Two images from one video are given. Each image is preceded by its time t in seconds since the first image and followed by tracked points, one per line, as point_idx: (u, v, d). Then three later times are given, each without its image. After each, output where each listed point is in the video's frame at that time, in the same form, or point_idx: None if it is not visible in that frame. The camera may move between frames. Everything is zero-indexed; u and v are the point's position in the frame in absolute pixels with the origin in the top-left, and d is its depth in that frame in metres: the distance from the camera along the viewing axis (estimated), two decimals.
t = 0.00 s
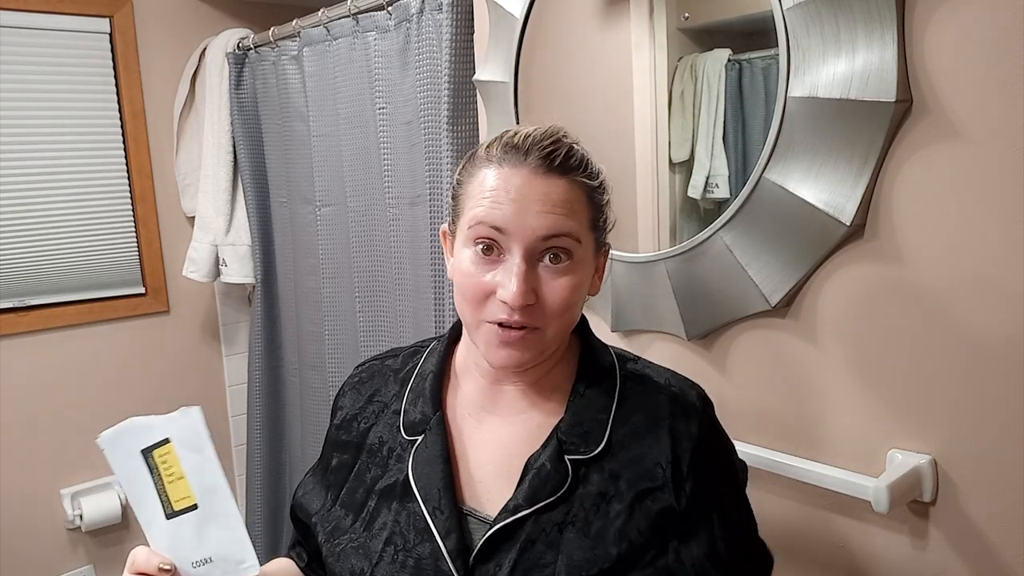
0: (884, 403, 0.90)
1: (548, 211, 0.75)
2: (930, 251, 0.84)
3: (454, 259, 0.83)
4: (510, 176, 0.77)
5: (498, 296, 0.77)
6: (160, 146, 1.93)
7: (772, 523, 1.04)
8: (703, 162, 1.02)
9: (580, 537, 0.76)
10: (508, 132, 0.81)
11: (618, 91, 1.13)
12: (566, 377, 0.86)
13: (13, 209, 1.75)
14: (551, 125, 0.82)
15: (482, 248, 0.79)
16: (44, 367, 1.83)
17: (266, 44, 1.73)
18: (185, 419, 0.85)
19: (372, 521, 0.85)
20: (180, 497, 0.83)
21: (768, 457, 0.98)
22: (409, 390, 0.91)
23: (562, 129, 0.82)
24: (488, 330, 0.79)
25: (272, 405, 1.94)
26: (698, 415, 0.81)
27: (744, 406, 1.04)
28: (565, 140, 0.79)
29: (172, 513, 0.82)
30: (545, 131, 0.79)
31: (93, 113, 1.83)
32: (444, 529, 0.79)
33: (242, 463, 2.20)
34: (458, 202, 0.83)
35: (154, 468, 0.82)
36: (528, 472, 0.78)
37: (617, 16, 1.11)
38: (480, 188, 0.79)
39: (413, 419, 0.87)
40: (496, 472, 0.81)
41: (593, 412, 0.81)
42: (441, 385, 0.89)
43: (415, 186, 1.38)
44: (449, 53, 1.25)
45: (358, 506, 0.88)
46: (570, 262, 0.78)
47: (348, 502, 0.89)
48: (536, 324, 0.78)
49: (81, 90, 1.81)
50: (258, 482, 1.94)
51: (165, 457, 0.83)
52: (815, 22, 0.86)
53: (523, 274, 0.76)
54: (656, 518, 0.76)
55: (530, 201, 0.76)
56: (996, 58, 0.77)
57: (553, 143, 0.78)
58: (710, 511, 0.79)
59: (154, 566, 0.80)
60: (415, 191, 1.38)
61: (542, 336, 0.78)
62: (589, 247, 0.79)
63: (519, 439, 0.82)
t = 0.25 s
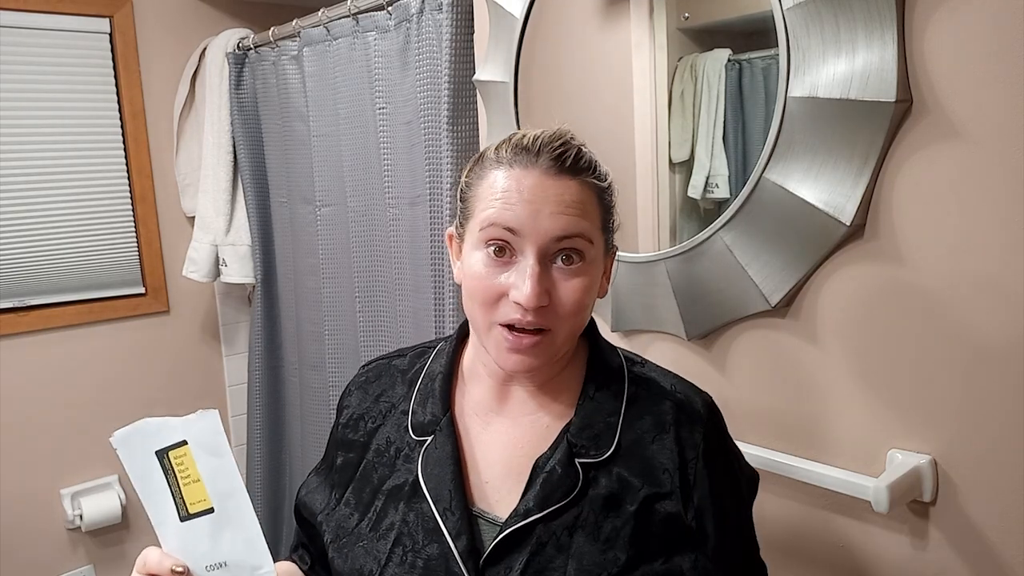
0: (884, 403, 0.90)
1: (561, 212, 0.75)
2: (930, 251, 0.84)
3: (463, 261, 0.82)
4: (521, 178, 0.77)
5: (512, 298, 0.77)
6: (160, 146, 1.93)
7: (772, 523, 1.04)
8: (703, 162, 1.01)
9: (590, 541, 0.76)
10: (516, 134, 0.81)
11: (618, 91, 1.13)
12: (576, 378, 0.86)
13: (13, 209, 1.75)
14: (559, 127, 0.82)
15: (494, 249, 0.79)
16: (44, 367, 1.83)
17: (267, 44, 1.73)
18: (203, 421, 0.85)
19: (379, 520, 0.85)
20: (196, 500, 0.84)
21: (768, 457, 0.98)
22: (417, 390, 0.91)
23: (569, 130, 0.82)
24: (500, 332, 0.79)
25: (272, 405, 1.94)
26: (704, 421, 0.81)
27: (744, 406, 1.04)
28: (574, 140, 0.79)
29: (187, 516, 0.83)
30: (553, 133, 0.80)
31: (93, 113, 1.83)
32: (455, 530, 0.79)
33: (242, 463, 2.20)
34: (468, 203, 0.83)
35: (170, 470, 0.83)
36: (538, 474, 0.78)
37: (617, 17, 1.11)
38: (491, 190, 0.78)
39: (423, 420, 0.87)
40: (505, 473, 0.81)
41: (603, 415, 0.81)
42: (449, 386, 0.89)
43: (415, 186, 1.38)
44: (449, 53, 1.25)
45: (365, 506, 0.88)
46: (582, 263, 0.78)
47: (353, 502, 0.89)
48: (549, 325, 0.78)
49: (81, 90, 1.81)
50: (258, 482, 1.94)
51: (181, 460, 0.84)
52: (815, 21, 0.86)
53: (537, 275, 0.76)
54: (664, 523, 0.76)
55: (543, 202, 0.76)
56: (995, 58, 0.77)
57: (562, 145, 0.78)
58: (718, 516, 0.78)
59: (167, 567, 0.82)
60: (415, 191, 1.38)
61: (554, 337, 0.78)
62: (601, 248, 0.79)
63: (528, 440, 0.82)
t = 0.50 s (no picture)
0: (884, 403, 0.90)
1: (561, 216, 0.75)
2: (930, 251, 0.84)
3: (464, 260, 0.83)
4: (522, 180, 0.77)
5: (509, 300, 0.77)
6: (160, 146, 1.93)
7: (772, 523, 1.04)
8: (703, 162, 1.02)
9: (586, 539, 0.76)
10: (520, 133, 0.81)
11: (618, 91, 1.13)
12: (574, 377, 0.86)
13: (13, 209, 1.75)
14: (563, 127, 0.81)
15: (493, 250, 0.79)
16: (44, 367, 1.83)
17: (267, 44, 1.73)
18: (198, 423, 0.83)
19: (378, 517, 0.86)
20: (192, 500, 0.83)
21: (768, 457, 0.98)
22: (417, 388, 0.91)
23: (573, 131, 0.81)
24: (498, 332, 0.79)
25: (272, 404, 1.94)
26: (704, 417, 0.81)
27: (744, 406, 1.04)
28: (578, 142, 0.79)
29: (184, 515, 0.83)
30: (557, 133, 0.79)
31: (93, 113, 1.83)
32: (452, 528, 0.79)
33: (242, 463, 2.20)
34: (470, 202, 0.83)
35: (166, 470, 0.82)
36: (534, 472, 0.78)
37: (617, 17, 1.11)
38: (493, 191, 0.78)
39: (422, 417, 0.87)
40: (503, 472, 0.81)
41: (600, 413, 0.81)
42: (449, 383, 0.89)
43: (415, 186, 1.38)
44: (449, 53, 1.25)
45: (364, 503, 0.88)
46: (581, 266, 0.78)
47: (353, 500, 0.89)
48: (546, 327, 0.78)
49: (81, 89, 1.81)
50: (258, 482, 1.94)
51: (178, 461, 0.82)
52: (815, 22, 0.86)
53: (534, 278, 0.76)
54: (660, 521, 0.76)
55: (543, 205, 0.75)
56: (995, 58, 0.77)
57: (566, 147, 0.78)
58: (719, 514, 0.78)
59: (165, 566, 0.82)
60: (415, 191, 1.38)
61: (552, 339, 0.78)
62: (600, 251, 0.79)
63: (524, 439, 0.82)
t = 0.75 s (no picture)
0: (884, 404, 0.90)
1: (532, 206, 0.76)
2: (930, 251, 0.84)
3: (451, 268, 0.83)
4: (487, 177, 0.77)
5: (496, 298, 0.77)
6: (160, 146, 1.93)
7: (771, 522, 1.04)
8: (703, 162, 1.01)
9: (591, 543, 0.76)
10: (484, 137, 0.82)
11: (618, 91, 1.13)
12: (581, 379, 0.86)
13: (13, 209, 1.75)
14: (527, 126, 0.82)
15: (475, 252, 0.80)
16: (44, 367, 1.83)
17: (267, 44, 1.73)
18: (198, 412, 0.78)
19: (381, 512, 0.86)
20: (191, 489, 0.79)
21: (768, 457, 0.98)
22: (423, 384, 0.91)
23: (539, 125, 0.82)
24: (492, 333, 0.79)
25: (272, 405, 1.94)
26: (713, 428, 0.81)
27: (744, 405, 1.04)
28: (541, 133, 0.80)
29: (184, 503, 0.79)
30: (520, 130, 0.80)
31: (93, 112, 1.83)
32: (455, 526, 0.79)
33: (243, 463, 2.20)
34: (448, 211, 0.84)
35: (166, 457, 0.78)
36: (542, 476, 0.78)
37: (617, 17, 1.11)
38: (464, 195, 0.79)
39: (428, 415, 0.87)
40: (508, 473, 0.81)
41: (609, 419, 0.81)
42: (455, 383, 0.89)
43: (414, 185, 1.37)
44: (448, 53, 1.25)
45: (368, 497, 0.88)
46: (563, 253, 0.77)
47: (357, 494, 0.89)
48: (538, 320, 0.77)
49: (81, 89, 1.81)
50: (258, 482, 1.94)
51: (178, 448, 0.78)
52: (815, 22, 0.86)
53: (516, 272, 0.76)
54: (666, 528, 0.76)
55: (512, 199, 0.76)
56: (995, 58, 0.77)
57: (529, 139, 0.79)
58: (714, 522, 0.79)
59: (165, 552, 0.79)
60: (415, 191, 1.38)
61: (547, 332, 0.78)
62: (581, 235, 0.79)
63: (530, 442, 0.82)
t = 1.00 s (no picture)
0: (884, 403, 0.90)
1: (551, 209, 0.76)
2: (930, 251, 0.84)
3: (458, 261, 0.83)
4: (509, 175, 0.77)
5: (505, 295, 0.77)
6: (160, 146, 1.93)
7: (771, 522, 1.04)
8: (703, 162, 1.01)
9: (586, 542, 0.76)
10: (505, 133, 0.81)
11: (618, 91, 1.13)
12: (578, 378, 0.86)
13: (13, 209, 1.75)
14: (548, 124, 0.82)
15: (486, 248, 0.79)
16: (44, 367, 1.83)
17: (267, 44, 1.73)
18: (195, 427, 0.79)
19: (379, 516, 0.86)
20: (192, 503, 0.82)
21: (768, 457, 0.98)
22: (419, 386, 0.91)
23: (558, 126, 0.82)
24: (495, 331, 0.79)
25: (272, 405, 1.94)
26: (705, 421, 0.81)
27: (744, 406, 1.04)
28: (562, 135, 0.80)
29: (185, 516, 0.83)
30: (541, 129, 0.80)
31: (93, 112, 1.83)
32: (452, 529, 0.79)
33: (242, 463, 2.20)
34: (460, 204, 0.83)
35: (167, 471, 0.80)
36: (537, 476, 0.78)
37: (617, 17, 1.11)
38: (481, 189, 0.79)
39: (424, 418, 0.87)
40: (504, 474, 0.81)
41: (603, 418, 0.81)
42: (451, 383, 0.89)
43: (415, 185, 1.37)
44: (449, 53, 1.25)
45: (366, 501, 0.88)
46: (574, 258, 0.78)
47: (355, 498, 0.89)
48: (544, 322, 0.77)
49: (82, 89, 1.81)
50: (258, 482, 1.94)
51: (178, 463, 0.80)
52: (815, 22, 0.86)
53: (528, 272, 0.76)
54: (662, 524, 0.76)
55: (532, 199, 0.76)
56: (995, 58, 0.77)
57: (551, 140, 0.79)
58: (717, 515, 0.78)
59: (165, 566, 0.84)
60: (415, 191, 1.38)
61: (551, 335, 0.78)
62: (593, 242, 0.79)
63: (527, 442, 0.82)
